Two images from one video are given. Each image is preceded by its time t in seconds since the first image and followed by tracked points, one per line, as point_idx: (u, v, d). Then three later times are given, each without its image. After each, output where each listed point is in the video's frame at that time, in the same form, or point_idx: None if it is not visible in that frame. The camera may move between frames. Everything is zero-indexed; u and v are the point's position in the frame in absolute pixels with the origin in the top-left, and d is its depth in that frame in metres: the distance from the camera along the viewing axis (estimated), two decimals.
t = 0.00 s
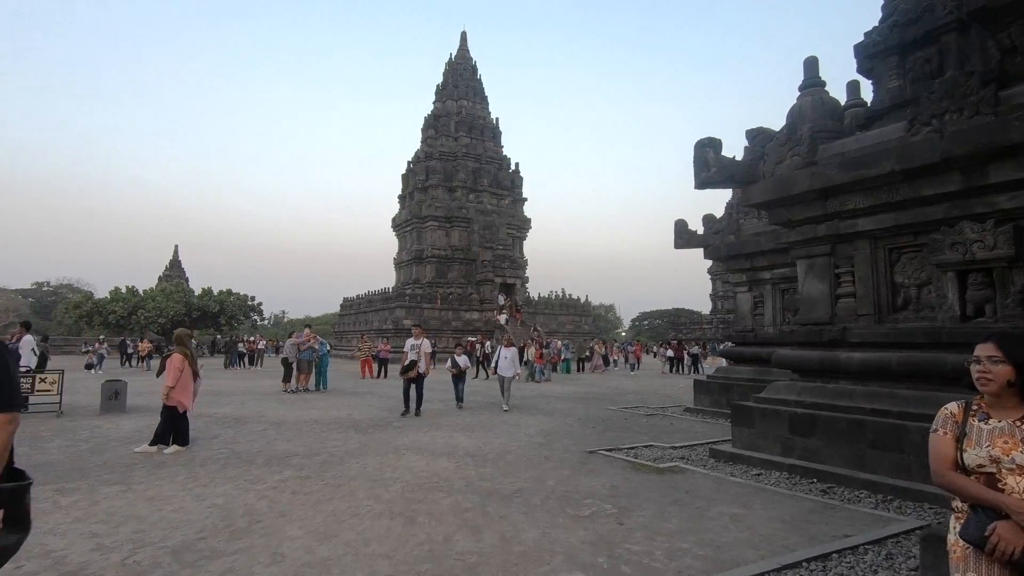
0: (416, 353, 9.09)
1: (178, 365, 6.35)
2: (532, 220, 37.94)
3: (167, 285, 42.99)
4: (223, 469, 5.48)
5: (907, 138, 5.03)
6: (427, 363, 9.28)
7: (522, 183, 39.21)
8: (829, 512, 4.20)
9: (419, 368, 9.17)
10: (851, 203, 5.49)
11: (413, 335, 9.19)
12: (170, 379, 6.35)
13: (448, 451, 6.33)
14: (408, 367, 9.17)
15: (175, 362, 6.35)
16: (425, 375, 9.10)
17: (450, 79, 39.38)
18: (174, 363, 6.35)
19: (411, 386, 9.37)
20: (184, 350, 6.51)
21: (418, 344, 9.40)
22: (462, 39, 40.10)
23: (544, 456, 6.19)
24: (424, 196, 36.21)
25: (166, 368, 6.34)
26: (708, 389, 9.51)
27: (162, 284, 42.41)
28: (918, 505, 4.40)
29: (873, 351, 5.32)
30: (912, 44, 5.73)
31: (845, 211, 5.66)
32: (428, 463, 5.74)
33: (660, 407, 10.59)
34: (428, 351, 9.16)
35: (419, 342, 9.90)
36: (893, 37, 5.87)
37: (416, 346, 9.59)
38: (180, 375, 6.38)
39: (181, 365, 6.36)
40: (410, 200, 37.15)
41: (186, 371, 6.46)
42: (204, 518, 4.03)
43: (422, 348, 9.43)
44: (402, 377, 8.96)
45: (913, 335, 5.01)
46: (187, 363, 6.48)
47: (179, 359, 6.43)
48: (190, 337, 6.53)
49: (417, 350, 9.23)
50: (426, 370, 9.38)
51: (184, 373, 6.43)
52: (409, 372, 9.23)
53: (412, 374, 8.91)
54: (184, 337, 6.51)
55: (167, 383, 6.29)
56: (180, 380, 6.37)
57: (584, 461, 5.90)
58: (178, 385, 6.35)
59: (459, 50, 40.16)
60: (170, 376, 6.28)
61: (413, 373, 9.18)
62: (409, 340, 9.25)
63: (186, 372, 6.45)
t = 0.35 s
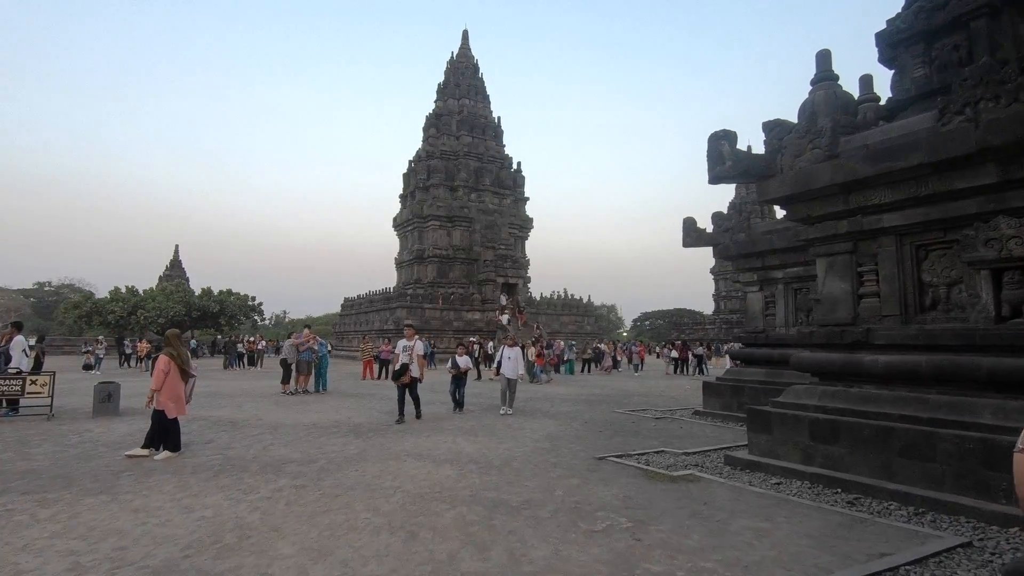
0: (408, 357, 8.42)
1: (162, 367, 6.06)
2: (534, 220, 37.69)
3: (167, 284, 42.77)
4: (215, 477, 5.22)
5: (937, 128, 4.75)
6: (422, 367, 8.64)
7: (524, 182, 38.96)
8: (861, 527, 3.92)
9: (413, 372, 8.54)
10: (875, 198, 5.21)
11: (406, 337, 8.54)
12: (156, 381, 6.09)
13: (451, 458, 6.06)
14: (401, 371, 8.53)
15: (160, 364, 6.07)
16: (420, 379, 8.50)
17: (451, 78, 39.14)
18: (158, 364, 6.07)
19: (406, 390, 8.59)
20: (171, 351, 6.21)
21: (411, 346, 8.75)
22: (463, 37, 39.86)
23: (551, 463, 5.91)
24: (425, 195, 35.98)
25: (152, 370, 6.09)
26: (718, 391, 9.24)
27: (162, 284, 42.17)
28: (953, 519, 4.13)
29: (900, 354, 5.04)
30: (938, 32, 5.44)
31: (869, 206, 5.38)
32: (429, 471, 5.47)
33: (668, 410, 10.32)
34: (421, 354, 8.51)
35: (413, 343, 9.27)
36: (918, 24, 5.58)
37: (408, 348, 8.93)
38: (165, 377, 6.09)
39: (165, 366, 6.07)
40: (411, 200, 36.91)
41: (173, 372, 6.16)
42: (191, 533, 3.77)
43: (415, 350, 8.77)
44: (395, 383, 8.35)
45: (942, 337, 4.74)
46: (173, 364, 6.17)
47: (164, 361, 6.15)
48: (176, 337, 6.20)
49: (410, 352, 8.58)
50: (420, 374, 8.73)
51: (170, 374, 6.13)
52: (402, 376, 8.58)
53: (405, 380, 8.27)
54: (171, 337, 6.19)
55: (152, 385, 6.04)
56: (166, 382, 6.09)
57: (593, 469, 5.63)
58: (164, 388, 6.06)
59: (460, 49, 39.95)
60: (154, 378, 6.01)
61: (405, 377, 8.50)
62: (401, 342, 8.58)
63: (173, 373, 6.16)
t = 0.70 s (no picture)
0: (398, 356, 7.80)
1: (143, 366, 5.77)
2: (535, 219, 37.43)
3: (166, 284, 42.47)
4: (204, 484, 4.93)
5: (972, 113, 4.46)
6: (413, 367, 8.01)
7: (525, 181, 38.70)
8: (896, 539, 3.64)
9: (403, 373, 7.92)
10: (903, 188, 4.93)
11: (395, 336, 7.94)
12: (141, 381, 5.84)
13: (453, 462, 5.77)
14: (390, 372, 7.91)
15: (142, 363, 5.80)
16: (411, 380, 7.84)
17: (452, 76, 38.89)
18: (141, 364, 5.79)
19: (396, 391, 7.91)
20: (156, 350, 5.93)
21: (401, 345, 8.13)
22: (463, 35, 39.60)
23: (558, 468, 5.62)
24: (425, 194, 35.73)
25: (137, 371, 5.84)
26: (727, 392, 8.95)
27: (160, 284, 41.86)
28: (994, 530, 3.84)
29: (930, 353, 4.76)
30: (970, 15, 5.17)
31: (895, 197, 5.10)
32: (430, 477, 5.19)
33: (676, 411, 10.03)
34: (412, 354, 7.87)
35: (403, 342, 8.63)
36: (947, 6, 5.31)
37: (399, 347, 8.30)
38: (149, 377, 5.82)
39: (147, 366, 5.79)
40: (411, 199, 36.66)
41: (159, 373, 5.88)
42: (174, 546, 3.48)
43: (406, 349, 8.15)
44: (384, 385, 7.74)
45: (976, 335, 4.46)
46: (158, 364, 5.89)
47: (149, 360, 5.88)
48: (160, 335, 5.90)
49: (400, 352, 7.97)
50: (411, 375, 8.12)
51: (154, 374, 5.84)
52: (391, 377, 7.98)
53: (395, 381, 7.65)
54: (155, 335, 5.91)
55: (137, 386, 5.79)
56: (149, 383, 5.81)
57: (603, 474, 5.34)
58: (150, 388, 5.79)
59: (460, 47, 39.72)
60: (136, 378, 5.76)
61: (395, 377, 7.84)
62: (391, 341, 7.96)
63: (158, 373, 5.86)
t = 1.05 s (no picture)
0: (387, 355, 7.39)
1: (131, 364, 5.50)
2: (535, 217, 37.17)
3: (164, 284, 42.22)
4: (189, 490, 4.66)
5: (1004, 95, 4.20)
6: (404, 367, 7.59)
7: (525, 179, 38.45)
8: (930, 552, 3.38)
9: (393, 373, 7.50)
10: (928, 177, 4.67)
11: (384, 334, 7.52)
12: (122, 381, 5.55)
13: (452, 466, 5.52)
14: (379, 372, 7.48)
15: (128, 361, 5.52)
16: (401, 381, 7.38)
17: (451, 74, 38.63)
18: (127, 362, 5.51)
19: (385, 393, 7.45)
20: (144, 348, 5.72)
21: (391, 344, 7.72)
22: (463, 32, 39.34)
23: (562, 472, 5.37)
24: (425, 193, 35.47)
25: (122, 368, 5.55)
26: (735, 392, 8.71)
27: (158, 283, 41.61)
28: None
29: (956, 351, 4.50)
30: None
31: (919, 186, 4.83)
32: (428, 482, 4.93)
33: (681, 412, 9.79)
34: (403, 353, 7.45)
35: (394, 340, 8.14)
36: None
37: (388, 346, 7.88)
38: (134, 376, 5.55)
39: (137, 364, 5.55)
40: (411, 197, 36.41)
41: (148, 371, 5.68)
42: (150, 560, 3.22)
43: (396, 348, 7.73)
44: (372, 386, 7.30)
45: (1008, 332, 4.20)
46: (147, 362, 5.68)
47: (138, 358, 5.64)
48: (149, 333, 5.72)
49: (389, 351, 7.56)
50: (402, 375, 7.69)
51: (139, 373, 5.58)
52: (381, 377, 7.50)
53: (384, 381, 7.23)
54: (140, 333, 5.68)
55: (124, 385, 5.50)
56: (133, 382, 5.54)
57: (610, 480, 5.08)
58: (137, 388, 5.55)
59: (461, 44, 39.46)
60: (120, 377, 5.47)
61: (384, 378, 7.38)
62: (380, 339, 7.55)
63: (143, 373, 5.61)
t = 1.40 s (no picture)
0: (371, 358, 6.93)
1: (110, 364, 5.22)
2: (535, 217, 36.90)
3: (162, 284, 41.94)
4: (167, 500, 4.39)
5: None
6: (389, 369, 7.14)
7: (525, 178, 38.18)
8: (965, 571, 3.10)
9: (378, 377, 7.02)
10: (952, 168, 4.39)
11: (368, 334, 7.05)
12: (99, 383, 5.24)
13: (447, 474, 5.25)
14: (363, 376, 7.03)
15: (107, 361, 5.24)
16: (387, 385, 6.92)
17: (451, 72, 38.36)
18: (106, 361, 5.23)
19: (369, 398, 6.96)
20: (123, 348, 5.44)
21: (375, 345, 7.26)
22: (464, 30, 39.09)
23: (563, 480, 5.09)
24: (424, 192, 35.19)
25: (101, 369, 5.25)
26: (741, 394, 8.44)
27: (156, 283, 41.32)
28: None
29: (983, 352, 4.22)
30: None
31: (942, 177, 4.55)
32: (421, 491, 4.66)
33: (685, 414, 9.52)
34: (388, 354, 6.98)
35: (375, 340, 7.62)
36: None
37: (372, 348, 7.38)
38: (113, 377, 5.26)
39: (118, 364, 5.28)
40: (411, 196, 36.13)
41: (127, 372, 5.41)
42: None
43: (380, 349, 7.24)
44: (355, 390, 6.86)
45: None
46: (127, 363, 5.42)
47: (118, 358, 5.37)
48: (126, 332, 5.45)
49: (373, 352, 7.10)
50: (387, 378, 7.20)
51: (119, 374, 5.31)
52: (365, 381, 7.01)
53: (368, 385, 6.79)
54: (118, 333, 5.41)
55: (103, 387, 5.21)
56: (112, 383, 5.26)
57: (614, 488, 4.81)
58: (117, 390, 5.28)
59: (461, 42, 39.21)
60: (99, 378, 5.18)
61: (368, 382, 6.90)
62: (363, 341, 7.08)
63: (123, 374, 5.34)
